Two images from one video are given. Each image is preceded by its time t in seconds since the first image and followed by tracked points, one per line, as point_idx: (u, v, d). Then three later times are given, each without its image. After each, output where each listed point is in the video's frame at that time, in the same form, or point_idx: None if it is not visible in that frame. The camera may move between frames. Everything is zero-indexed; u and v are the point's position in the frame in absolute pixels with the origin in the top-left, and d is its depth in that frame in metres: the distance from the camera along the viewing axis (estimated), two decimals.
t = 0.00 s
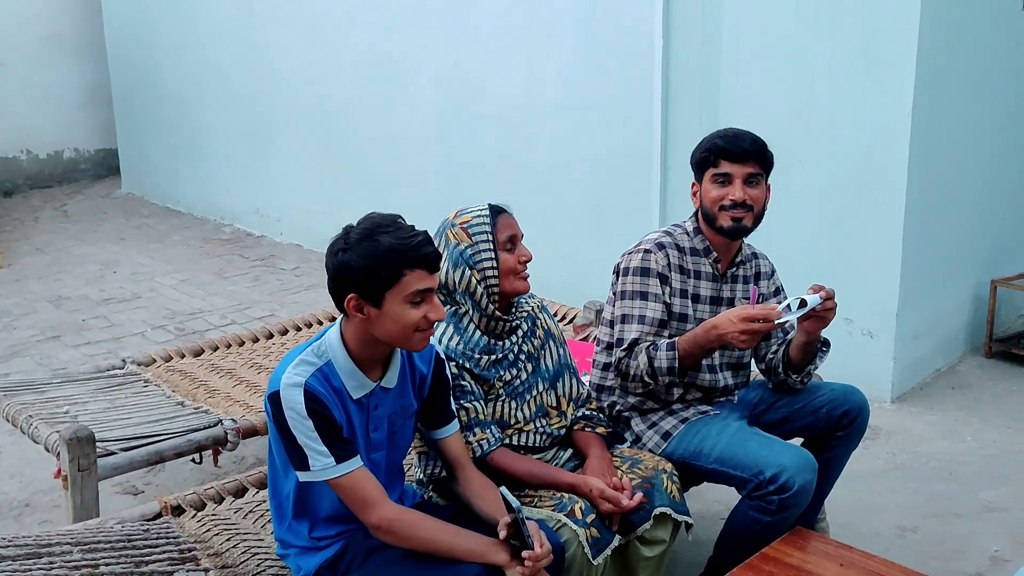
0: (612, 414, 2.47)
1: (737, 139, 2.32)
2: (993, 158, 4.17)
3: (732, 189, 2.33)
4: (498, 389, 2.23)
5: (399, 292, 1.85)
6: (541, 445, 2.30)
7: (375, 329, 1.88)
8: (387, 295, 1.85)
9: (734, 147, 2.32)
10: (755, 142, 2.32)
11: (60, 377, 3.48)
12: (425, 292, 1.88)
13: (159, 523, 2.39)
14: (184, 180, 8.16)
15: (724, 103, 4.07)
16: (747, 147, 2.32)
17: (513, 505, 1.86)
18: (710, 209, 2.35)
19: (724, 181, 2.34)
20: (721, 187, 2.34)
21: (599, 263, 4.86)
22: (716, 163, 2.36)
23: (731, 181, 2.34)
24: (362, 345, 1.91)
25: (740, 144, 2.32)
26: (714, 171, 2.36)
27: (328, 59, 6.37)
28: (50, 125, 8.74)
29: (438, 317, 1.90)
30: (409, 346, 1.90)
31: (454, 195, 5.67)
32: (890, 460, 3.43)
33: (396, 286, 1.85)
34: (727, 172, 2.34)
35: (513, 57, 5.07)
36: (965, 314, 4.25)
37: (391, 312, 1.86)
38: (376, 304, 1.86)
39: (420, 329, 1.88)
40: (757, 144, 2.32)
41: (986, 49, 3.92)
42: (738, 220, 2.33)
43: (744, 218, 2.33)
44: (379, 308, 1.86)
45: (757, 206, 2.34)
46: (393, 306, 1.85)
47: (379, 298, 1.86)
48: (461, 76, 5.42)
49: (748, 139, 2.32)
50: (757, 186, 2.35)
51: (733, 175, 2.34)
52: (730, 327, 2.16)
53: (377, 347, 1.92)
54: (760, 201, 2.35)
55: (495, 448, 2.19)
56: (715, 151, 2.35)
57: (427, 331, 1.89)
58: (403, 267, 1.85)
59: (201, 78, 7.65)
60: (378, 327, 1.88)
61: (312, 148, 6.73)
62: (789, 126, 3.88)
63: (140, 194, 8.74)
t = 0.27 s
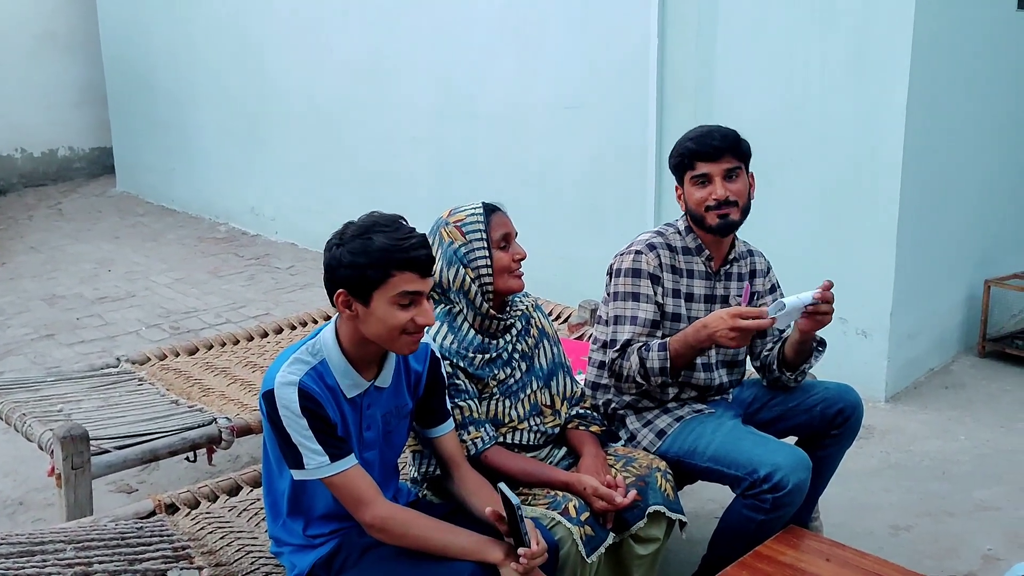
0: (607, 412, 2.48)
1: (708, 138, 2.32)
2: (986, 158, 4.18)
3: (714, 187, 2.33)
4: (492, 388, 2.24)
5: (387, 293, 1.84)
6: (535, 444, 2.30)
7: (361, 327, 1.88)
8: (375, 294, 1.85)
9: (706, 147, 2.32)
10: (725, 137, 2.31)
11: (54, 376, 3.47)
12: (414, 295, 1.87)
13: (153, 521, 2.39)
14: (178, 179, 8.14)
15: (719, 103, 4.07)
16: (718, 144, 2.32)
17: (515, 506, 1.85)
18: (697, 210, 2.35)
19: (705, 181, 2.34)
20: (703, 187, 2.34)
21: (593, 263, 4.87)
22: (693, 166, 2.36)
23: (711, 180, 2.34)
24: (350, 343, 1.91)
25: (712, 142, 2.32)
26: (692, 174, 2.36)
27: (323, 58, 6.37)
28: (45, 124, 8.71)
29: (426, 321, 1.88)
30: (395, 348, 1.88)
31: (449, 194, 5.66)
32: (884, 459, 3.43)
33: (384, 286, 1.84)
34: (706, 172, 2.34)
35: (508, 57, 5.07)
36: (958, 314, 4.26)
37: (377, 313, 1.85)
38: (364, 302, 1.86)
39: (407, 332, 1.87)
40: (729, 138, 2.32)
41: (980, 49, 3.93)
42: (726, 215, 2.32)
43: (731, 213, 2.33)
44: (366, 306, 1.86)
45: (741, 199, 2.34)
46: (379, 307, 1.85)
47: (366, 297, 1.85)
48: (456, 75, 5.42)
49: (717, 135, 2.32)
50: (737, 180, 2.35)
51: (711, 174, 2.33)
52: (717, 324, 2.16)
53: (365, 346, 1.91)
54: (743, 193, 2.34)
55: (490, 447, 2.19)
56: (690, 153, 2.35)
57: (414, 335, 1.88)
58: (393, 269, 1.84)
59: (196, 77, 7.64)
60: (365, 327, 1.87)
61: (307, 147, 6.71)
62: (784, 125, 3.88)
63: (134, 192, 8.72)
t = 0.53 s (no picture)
0: (601, 410, 2.48)
1: (704, 142, 2.29)
2: (980, 158, 4.19)
3: (709, 194, 2.31)
4: (486, 386, 2.24)
5: (370, 287, 1.84)
6: (529, 441, 2.30)
7: (349, 321, 1.88)
8: (358, 288, 1.85)
9: (702, 152, 2.29)
10: (721, 143, 2.29)
11: (47, 373, 3.46)
12: (399, 290, 1.86)
13: (146, 518, 2.38)
14: (173, 176, 8.12)
15: (714, 102, 4.07)
16: (715, 149, 2.29)
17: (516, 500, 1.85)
18: (690, 215, 2.34)
19: (699, 186, 2.32)
20: (697, 193, 2.33)
21: (588, 261, 4.87)
22: (686, 170, 2.33)
23: (706, 186, 2.32)
24: (339, 339, 1.91)
25: (708, 147, 2.29)
26: (685, 179, 2.34)
27: (318, 57, 6.36)
28: (38, 121, 8.69)
29: (411, 318, 1.86)
30: (380, 344, 1.87)
31: (444, 193, 5.66)
32: (877, 457, 3.44)
33: (367, 280, 1.84)
34: (701, 177, 2.31)
35: (504, 55, 5.06)
36: (952, 313, 4.27)
37: (360, 306, 1.85)
38: (349, 296, 1.86)
39: (391, 328, 1.85)
40: (723, 143, 2.30)
41: (974, 49, 3.94)
42: (721, 223, 2.33)
43: (724, 220, 2.33)
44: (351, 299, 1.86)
45: (734, 204, 2.34)
46: (363, 300, 1.85)
47: (352, 289, 1.86)
48: (451, 74, 5.41)
49: (713, 140, 2.30)
50: (731, 184, 2.34)
51: (706, 180, 2.31)
52: (705, 322, 2.17)
53: (353, 342, 1.91)
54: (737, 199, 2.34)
55: (483, 445, 2.19)
56: (685, 158, 2.31)
57: (400, 332, 1.86)
58: (376, 263, 1.84)
59: (190, 75, 7.62)
60: (350, 320, 1.87)
61: (302, 145, 6.70)
62: (779, 124, 3.89)
63: (128, 190, 8.70)
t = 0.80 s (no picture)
0: (593, 409, 2.47)
1: (702, 145, 2.29)
2: (973, 158, 4.20)
3: (705, 197, 2.31)
4: (479, 384, 2.24)
5: (340, 274, 1.86)
6: (522, 439, 2.30)
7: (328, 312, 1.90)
8: (332, 276, 1.88)
9: (701, 156, 2.29)
10: (719, 147, 2.29)
11: (39, 371, 3.45)
12: (366, 279, 1.86)
13: (138, 516, 2.37)
14: (166, 174, 8.11)
15: (708, 101, 4.08)
16: (713, 153, 2.29)
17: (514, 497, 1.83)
18: (685, 217, 2.34)
19: (695, 190, 2.32)
20: (693, 196, 2.32)
21: (582, 260, 4.87)
22: (683, 173, 2.32)
23: (702, 189, 2.31)
24: (324, 333, 1.91)
25: (707, 150, 2.29)
26: (681, 181, 2.33)
27: (313, 55, 6.35)
28: (31, 118, 8.66)
29: (375, 307, 1.84)
30: (349, 334, 1.86)
31: (438, 192, 5.65)
32: (870, 456, 3.45)
33: (337, 267, 1.87)
34: (698, 181, 2.31)
35: (498, 54, 5.06)
36: (945, 312, 4.28)
37: (332, 294, 1.87)
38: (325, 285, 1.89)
39: (357, 316, 1.85)
40: (721, 147, 2.30)
41: (967, 49, 3.95)
42: (714, 228, 2.33)
43: (718, 224, 2.33)
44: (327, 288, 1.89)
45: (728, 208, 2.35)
46: (334, 288, 1.87)
47: (328, 279, 1.89)
48: (446, 72, 5.40)
49: (712, 143, 2.29)
50: (727, 188, 2.34)
51: (704, 183, 2.31)
52: (690, 320, 2.18)
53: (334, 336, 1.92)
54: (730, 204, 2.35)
55: (476, 443, 2.19)
56: (682, 160, 2.31)
57: (365, 321, 1.84)
58: (345, 250, 1.86)
59: (184, 72, 7.61)
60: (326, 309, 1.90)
61: (296, 143, 6.69)
62: (772, 124, 3.90)
63: (122, 188, 8.68)
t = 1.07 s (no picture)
0: (583, 407, 2.48)
1: (687, 137, 2.30)
2: (961, 157, 4.21)
3: (696, 189, 2.32)
4: (469, 382, 2.24)
5: (321, 270, 1.87)
6: (512, 437, 2.30)
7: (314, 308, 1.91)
8: (314, 272, 1.88)
9: (686, 148, 2.30)
10: (702, 136, 2.30)
11: (28, 370, 3.43)
12: (347, 274, 1.86)
13: (127, 515, 2.37)
14: (156, 173, 8.08)
15: (699, 100, 4.08)
16: (698, 144, 2.31)
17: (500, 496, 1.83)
18: (678, 211, 2.34)
19: (685, 182, 2.32)
20: (683, 189, 2.33)
21: (573, 259, 4.87)
22: (670, 168, 2.33)
23: (691, 180, 2.32)
24: (313, 330, 1.91)
25: (691, 142, 2.30)
26: (670, 176, 2.33)
27: (303, 54, 6.33)
28: (20, 117, 8.62)
29: (356, 302, 1.84)
30: (332, 330, 1.86)
31: (429, 191, 5.65)
32: (859, 454, 3.46)
33: (319, 263, 1.87)
34: (686, 173, 2.32)
35: (489, 53, 5.05)
36: (934, 311, 4.30)
37: (315, 290, 1.88)
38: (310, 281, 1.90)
39: (339, 312, 1.85)
40: (705, 137, 2.31)
41: (956, 49, 3.97)
42: (710, 217, 2.33)
43: (713, 213, 2.33)
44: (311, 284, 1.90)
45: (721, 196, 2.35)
46: (317, 284, 1.88)
47: (312, 275, 1.90)
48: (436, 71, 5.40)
49: (695, 135, 2.31)
50: (716, 177, 2.35)
51: (691, 175, 2.32)
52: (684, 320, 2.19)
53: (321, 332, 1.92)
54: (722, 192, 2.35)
55: (467, 441, 2.19)
56: (668, 155, 2.32)
57: (346, 316, 1.84)
58: (326, 246, 1.86)
59: (174, 71, 7.58)
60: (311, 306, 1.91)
61: (286, 141, 6.67)
62: (763, 123, 3.90)
63: (111, 186, 8.65)
